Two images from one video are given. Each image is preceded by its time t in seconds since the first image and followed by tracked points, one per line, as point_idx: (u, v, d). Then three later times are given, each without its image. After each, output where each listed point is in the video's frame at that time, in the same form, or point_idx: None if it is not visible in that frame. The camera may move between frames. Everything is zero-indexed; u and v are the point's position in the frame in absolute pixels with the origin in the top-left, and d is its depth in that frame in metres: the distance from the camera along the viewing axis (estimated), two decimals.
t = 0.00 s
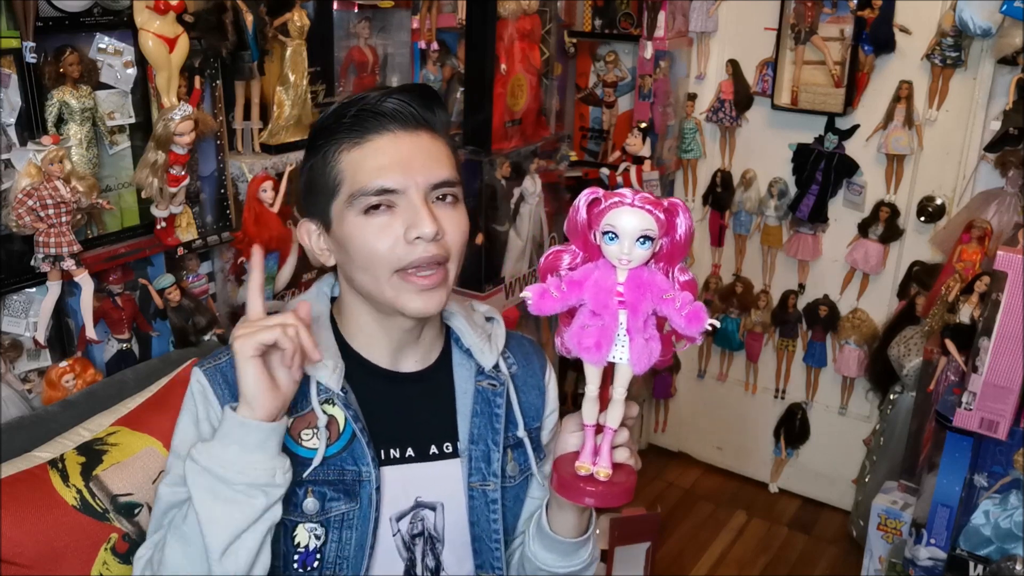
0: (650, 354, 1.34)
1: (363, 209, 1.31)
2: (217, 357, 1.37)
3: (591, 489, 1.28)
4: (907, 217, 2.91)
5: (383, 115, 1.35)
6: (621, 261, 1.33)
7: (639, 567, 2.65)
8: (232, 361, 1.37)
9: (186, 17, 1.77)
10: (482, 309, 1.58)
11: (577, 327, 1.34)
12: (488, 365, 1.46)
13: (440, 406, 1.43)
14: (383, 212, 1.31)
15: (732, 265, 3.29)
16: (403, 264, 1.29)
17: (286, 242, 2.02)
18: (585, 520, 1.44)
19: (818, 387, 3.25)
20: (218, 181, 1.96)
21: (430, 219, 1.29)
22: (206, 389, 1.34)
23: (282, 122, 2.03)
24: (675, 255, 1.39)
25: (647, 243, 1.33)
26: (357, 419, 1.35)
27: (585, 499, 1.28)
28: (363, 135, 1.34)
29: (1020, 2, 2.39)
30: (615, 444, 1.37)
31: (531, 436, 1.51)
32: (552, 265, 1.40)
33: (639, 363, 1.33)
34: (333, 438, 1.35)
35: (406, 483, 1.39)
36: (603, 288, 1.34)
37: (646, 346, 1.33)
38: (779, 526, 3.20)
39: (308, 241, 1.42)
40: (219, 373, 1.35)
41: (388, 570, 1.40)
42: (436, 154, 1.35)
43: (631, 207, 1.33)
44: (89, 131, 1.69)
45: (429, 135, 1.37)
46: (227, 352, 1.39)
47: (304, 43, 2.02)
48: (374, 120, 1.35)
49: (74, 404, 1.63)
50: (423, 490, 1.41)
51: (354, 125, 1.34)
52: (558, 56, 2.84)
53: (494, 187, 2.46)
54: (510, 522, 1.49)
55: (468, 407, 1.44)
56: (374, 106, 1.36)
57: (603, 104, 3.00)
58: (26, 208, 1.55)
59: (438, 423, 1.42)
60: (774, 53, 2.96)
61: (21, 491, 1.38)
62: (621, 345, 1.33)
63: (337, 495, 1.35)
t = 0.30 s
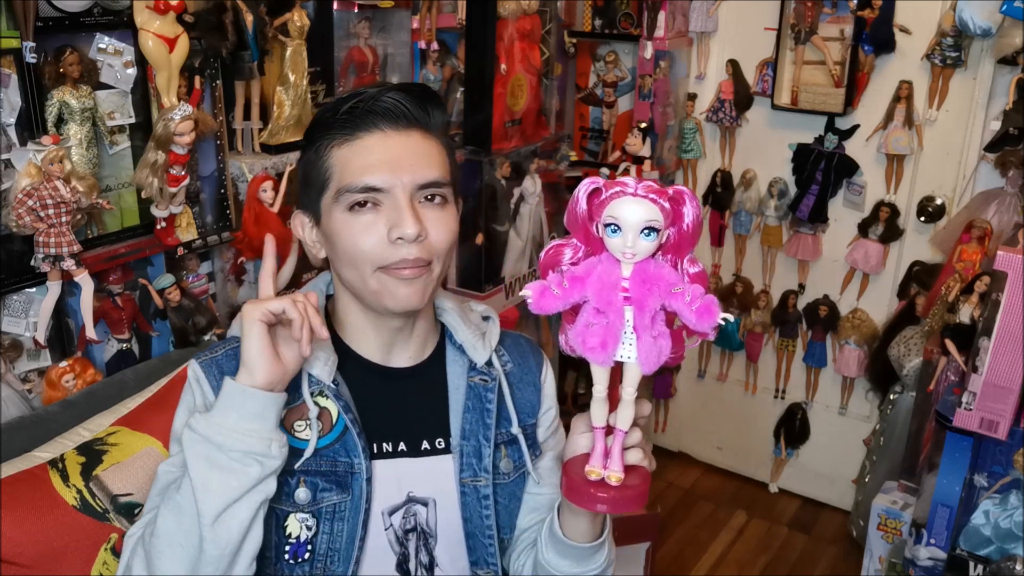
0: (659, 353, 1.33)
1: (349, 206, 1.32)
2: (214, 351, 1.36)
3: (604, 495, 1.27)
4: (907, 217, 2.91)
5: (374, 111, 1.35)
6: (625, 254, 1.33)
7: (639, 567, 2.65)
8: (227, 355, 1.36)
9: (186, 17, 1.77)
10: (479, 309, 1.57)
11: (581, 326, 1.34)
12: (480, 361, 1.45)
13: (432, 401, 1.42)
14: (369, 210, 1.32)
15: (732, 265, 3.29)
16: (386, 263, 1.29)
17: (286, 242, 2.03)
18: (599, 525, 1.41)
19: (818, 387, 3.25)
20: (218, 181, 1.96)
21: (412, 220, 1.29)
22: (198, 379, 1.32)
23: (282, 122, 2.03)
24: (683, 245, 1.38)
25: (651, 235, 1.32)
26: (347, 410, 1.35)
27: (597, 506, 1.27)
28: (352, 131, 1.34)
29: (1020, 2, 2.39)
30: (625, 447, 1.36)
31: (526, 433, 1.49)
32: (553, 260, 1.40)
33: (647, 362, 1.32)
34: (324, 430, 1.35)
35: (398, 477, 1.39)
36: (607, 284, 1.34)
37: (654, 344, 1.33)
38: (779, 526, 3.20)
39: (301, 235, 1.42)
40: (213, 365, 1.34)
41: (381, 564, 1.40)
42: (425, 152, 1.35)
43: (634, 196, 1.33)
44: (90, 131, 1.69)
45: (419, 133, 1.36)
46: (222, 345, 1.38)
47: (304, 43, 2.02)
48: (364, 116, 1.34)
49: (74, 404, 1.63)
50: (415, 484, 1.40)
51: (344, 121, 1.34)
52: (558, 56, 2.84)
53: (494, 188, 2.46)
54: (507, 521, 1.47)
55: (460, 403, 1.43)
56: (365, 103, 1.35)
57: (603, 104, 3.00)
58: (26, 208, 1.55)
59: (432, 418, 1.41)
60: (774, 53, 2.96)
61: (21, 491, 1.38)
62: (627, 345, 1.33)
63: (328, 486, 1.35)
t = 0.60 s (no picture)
0: (653, 367, 1.27)
1: (320, 199, 1.33)
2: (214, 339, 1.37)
3: (599, 519, 1.21)
4: (907, 218, 2.91)
5: (354, 107, 1.35)
6: (616, 259, 1.28)
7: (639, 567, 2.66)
8: (225, 341, 1.36)
9: (186, 17, 1.77)
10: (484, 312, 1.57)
11: (571, 336, 1.30)
12: (471, 359, 1.45)
13: (419, 395, 1.43)
14: (339, 203, 1.32)
15: (732, 265, 3.30)
16: (348, 260, 1.30)
17: (286, 242, 2.04)
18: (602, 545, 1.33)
19: (818, 387, 3.25)
20: (218, 181, 1.96)
21: (370, 217, 1.29)
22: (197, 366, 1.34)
23: (282, 122, 2.03)
24: (682, 251, 1.33)
25: (644, 238, 1.27)
26: (332, 400, 1.35)
27: (593, 531, 1.22)
28: (331, 126, 1.35)
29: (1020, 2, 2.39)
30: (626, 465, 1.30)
31: (516, 434, 1.47)
32: (545, 265, 1.37)
33: (638, 376, 1.26)
34: (311, 419, 1.35)
35: (382, 470, 1.41)
36: (598, 291, 1.29)
37: (648, 356, 1.27)
38: (779, 526, 3.20)
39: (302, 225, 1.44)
40: (211, 351, 1.34)
41: (365, 556, 1.41)
42: (400, 148, 1.34)
43: (626, 197, 1.29)
44: (89, 131, 1.69)
45: (397, 130, 1.35)
46: (223, 332, 1.39)
47: (304, 43, 2.02)
48: (344, 112, 1.35)
49: (74, 404, 1.63)
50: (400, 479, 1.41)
51: (326, 115, 1.36)
52: (558, 56, 2.84)
53: (494, 188, 2.46)
54: (497, 522, 1.45)
55: (448, 400, 1.43)
56: (349, 99, 1.36)
57: (603, 104, 3.00)
58: (26, 208, 1.55)
59: (419, 413, 1.42)
60: (774, 53, 2.96)
61: (21, 491, 1.38)
62: (619, 358, 1.28)
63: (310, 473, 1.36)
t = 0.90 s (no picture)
0: (637, 371, 1.24)
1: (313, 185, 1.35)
2: (212, 338, 1.38)
3: (587, 524, 1.22)
4: (907, 218, 2.91)
5: (355, 98, 1.37)
6: (599, 262, 1.25)
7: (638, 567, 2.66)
8: (220, 342, 1.37)
9: (186, 17, 1.77)
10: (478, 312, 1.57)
11: (555, 338, 1.27)
12: (465, 360, 1.44)
13: (413, 396, 1.43)
14: (329, 188, 1.33)
15: (731, 265, 3.30)
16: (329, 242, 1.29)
17: (286, 242, 2.04)
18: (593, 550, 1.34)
19: (818, 387, 3.25)
20: (218, 181, 1.96)
21: (353, 200, 1.29)
22: (191, 366, 1.34)
23: (282, 122, 2.04)
24: (667, 254, 1.30)
25: (626, 241, 1.25)
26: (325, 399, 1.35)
27: (581, 535, 1.23)
28: (330, 115, 1.37)
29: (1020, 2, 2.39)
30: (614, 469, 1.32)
31: (511, 435, 1.47)
32: (530, 267, 1.34)
33: (623, 380, 1.24)
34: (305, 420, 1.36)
35: (376, 470, 1.41)
36: (581, 293, 1.26)
37: (631, 360, 1.24)
38: (779, 526, 3.20)
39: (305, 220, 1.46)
40: (206, 352, 1.35)
41: (359, 557, 1.41)
42: (398, 144, 1.34)
43: (608, 199, 1.25)
44: (89, 131, 1.69)
45: (392, 123, 1.36)
46: (217, 333, 1.39)
47: (304, 43, 2.02)
48: (344, 102, 1.37)
49: (74, 404, 1.63)
50: (394, 479, 1.42)
51: (329, 105, 1.38)
52: (557, 56, 2.85)
53: (494, 188, 2.47)
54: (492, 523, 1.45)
55: (443, 401, 1.43)
56: (353, 92, 1.38)
57: (603, 104, 3.00)
58: (26, 208, 1.55)
59: (412, 413, 1.42)
60: (774, 53, 2.96)
61: (21, 491, 1.38)
62: (602, 360, 1.25)
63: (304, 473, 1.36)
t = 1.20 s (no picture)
0: (631, 362, 1.27)
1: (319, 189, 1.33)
2: (210, 340, 1.38)
3: (588, 510, 1.24)
4: (907, 218, 2.91)
5: (358, 100, 1.36)
6: (590, 259, 1.27)
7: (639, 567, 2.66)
8: (219, 341, 1.37)
9: (186, 17, 1.77)
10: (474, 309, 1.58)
11: (550, 334, 1.28)
12: (465, 356, 1.45)
13: (412, 395, 1.42)
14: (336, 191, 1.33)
15: (732, 265, 3.30)
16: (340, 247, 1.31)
17: (286, 242, 2.04)
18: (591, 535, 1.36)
19: (818, 387, 3.25)
20: (218, 181, 1.96)
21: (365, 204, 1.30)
22: (192, 368, 1.34)
23: (282, 122, 2.04)
24: (656, 249, 1.32)
25: (617, 238, 1.26)
26: (331, 398, 1.37)
27: (582, 520, 1.24)
28: (334, 117, 1.36)
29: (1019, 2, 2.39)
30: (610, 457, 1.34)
31: (511, 429, 1.48)
32: (523, 265, 1.35)
33: (618, 372, 1.26)
34: (309, 418, 1.37)
35: (380, 467, 1.40)
36: (574, 290, 1.28)
37: (625, 352, 1.27)
38: (779, 526, 3.20)
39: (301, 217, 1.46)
40: (206, 353, 1.35)
41: (362, 555, 1.41)
42: (400, 145, 1.34)
43: (598, 197, 1.27)
44: (89, 131, 1.69)
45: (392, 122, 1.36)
46: (216, 334, 1.40)
47: (304, 43, 2.02)
48: (347, 105, 1.36)
49: (74, 404, 1.63)
50: (397, 475, 1.41)
51: (331, 107, 1.37)
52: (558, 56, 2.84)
53: (494, 187, 2.47)
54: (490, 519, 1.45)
55: (443, 396, 1.43)
56: (356, 93, 1.37)
57: (603, 104, 3.00)
58: (26, 208, 1.55)
59: (414, 409, 1.42)
60: (774, 53, 2.96)
61: (21, 491, 1.38)
62: (597, 354, 1.27)
63: (310, 472, 1.36)
